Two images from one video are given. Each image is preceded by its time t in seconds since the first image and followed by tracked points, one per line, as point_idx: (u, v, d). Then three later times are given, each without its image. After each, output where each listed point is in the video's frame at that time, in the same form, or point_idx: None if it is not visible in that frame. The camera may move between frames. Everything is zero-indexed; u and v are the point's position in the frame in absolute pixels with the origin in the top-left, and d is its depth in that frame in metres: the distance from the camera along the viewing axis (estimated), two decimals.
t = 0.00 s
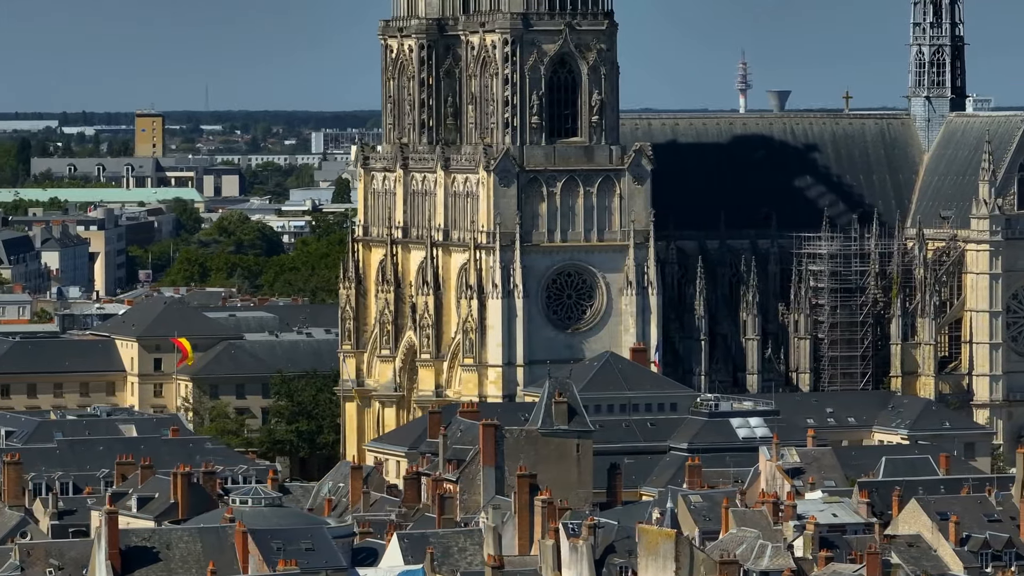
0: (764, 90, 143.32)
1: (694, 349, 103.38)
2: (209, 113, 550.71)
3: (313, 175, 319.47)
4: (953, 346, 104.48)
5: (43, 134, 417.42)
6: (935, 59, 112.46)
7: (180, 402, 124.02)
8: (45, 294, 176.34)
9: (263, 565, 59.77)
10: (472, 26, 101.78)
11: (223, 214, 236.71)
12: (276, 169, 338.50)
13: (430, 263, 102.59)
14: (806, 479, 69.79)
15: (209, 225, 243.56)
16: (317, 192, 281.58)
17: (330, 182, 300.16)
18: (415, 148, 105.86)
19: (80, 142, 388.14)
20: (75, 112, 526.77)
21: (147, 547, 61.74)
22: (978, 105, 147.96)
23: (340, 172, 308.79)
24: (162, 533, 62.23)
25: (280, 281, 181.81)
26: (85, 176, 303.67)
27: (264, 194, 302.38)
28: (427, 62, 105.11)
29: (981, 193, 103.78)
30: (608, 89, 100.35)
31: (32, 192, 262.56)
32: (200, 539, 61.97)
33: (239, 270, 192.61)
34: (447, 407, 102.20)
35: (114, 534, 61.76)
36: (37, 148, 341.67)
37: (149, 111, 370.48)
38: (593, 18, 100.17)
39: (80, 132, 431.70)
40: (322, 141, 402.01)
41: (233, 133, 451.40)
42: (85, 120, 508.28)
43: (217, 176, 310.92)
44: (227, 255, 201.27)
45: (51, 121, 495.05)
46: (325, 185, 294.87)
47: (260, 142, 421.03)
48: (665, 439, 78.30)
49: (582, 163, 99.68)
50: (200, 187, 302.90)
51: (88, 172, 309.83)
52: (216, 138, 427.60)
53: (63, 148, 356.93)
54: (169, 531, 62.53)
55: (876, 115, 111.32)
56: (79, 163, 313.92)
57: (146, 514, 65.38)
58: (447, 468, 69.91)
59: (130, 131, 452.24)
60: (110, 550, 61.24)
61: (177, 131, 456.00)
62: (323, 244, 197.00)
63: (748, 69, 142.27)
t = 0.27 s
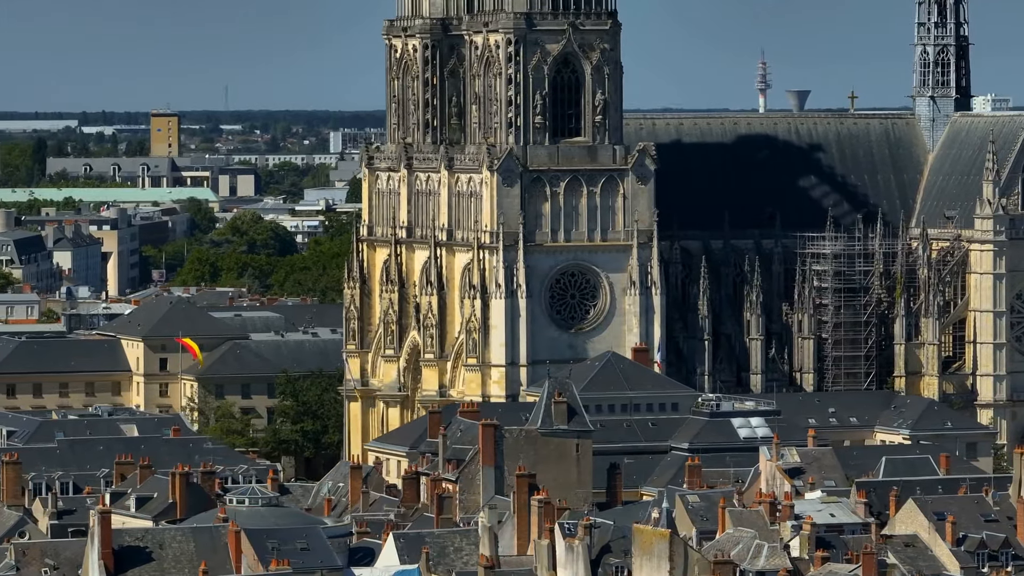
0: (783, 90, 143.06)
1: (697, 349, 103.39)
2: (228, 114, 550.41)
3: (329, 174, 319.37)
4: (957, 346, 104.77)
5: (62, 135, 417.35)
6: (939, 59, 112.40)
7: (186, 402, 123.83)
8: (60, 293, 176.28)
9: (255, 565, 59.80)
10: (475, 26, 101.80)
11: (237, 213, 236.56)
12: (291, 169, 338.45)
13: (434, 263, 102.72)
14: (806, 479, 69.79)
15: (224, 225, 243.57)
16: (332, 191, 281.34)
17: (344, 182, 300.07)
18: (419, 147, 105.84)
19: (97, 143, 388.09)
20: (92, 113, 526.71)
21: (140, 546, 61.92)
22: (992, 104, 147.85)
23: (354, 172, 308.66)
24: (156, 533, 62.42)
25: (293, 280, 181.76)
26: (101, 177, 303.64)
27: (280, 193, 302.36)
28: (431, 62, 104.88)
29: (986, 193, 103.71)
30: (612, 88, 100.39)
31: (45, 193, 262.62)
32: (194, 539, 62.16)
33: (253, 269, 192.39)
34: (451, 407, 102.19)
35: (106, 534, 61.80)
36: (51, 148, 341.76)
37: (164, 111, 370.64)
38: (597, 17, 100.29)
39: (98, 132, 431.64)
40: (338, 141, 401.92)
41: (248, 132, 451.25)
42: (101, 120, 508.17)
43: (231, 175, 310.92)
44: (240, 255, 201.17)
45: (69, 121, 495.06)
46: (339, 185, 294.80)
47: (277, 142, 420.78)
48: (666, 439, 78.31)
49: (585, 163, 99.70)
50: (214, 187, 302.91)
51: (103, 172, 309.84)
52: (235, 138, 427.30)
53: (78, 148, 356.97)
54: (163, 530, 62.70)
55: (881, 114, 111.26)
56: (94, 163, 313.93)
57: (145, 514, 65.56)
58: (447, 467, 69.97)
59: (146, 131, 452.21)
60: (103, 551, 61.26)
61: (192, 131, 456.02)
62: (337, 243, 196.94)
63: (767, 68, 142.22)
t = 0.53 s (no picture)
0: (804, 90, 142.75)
1: (700, 349, 103.35)
2: (244, 113, 549.76)
3: (342, 174, 319.28)
4: (960, 346, 104.65)
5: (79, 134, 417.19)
6: (944, 59, 112.19)
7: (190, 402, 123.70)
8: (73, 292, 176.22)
9: (250, 565, 59.76)
10: (479, 25, 101.77)
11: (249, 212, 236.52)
12: (304, 168, 338.40)
13: (437, 262, 102.46)
14: (806, 479, 69.76)
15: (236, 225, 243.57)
16: (344, 191, 281.17)
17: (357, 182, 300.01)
18: (422, 147, 105.75)
19: (112, 143, 388.01)
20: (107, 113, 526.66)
21: (134, 545, 62.02)
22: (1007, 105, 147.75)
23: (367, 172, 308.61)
24: (149, 532, 62.53)
25: (305, 279, 181.70)
26: (114, 177, 303.74)
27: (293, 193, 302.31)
28: (434, 62, 104.61)
29: (989, 192, 103.55)
30: (615, 88, 100.40)
31: (57, 192, 262.70)
32: (188, 539, 62.25)
33: (264, 268, 192.24)
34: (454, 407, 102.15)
35: (100, 533, 61.72)
36: (64, 147, 341.94)
37: (176, 111, 370.70)
38: (600, 17, 100.29)
39: (113, 132, 431.64)
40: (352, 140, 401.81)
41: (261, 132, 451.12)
42: (115, 120, 508.10)
43: (244, 175, 310.91)
44: (251, 255, 201.11)
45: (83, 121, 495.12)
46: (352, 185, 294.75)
47: (293, 141, 420.63)
48: (667, 439, 78.28)
49: (588, 163, 99.65)
50: (228, 186, 302.87)
51: (115, 172, 309.81)
52: (250, 138, 427.27)
53: (92, 147, 357.03)
54: (157, 530, 62.76)
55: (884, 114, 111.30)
56: (108, 163, 313.97)
57: (145, 514, 65.62)
58: (446, 467, 69.95)
59: (158, 131, 452.29)
60: (97, 550, 61.20)
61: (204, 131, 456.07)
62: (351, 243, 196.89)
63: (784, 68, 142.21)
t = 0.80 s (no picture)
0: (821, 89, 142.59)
1: (704, 349, 103.32)
2: (264, 113, 549.66)
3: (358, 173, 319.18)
4: (964, 345, 104.61)
5: (98, 134, 417.20)
6: (948, 58, 112.32)
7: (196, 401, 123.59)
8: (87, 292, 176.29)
9: (243, 564, 59.86)
10: (482, 25, 101.77)
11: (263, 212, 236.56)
12: (320, 167, 338.31)
13: (441, 261, 102.47)
14: (806, 478, 69.71)
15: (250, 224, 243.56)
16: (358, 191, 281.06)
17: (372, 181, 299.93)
18: (426, 147, 105.65)
19: (129, 142, 388.02)
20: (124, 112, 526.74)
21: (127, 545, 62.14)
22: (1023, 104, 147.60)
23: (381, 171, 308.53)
24: (142, 532, 62.64)
25: (319, 277, 181.67)
26: (130, 176, 303.84)
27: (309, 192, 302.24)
28: (439, 61, 104.79)
29: (993, 192, 103.79)
30: (618, 87, 100.41)
31: (70, 192, 262.87)
32: (180, 538, 62.37)
33: (277, 268, 192.25)
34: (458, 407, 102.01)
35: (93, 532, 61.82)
36: (79, 147, 342.11)
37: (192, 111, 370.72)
38: (603, 16, 100.26)
39: (129, 132, 431.76)
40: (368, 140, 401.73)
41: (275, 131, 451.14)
42: (132, 119, 508.09)
43: (260, 174, 310.89)
44: (265, 254, 201.08)
45: (99, 121, 495.19)
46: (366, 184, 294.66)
47: (311, 140, 420.52)
48: (669, 438, 78.25)
49: (592, 162, 99.72)
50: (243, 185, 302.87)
51: (131, 171, 309.89)
52: (267, 137, 427.46)
53: (108, 147, 357.15)
54: (150, 530, 62.88)
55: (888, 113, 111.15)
56: (123, 162, 314.09)
57: (144, 514, 65.65)
58: (445, 466, 69.98)
59: (173, 131, 452.41)
60: (90, 550, 61.30)
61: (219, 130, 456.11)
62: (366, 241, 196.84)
63: (803, 67, 142.10)
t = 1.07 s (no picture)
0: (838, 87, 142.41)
1: (707, 348, 103.21)
2: (282, 113, 549.70)
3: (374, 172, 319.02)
4: (968, 345, 104.68)
5: (114, 134, 417.18)
6: (953, 57, 112.62)
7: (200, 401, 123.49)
8: (101, 291, 176.24)
9: (237, 564, 59.94)
10: (486, 25, 101.74)
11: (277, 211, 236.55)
12: (336, 166, 338.18)
13: (445, 261, 102.65)
14: (807, 478, 69.66)
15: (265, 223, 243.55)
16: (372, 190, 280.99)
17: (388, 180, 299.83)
18: (431, 146, 105.57)
19: (146, 142, 387.96)
20: (139, 111, 526.74)
21: (120, 545, 62.24)
22: None
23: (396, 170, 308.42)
24: (136, 532, 62.72)
25: (334, 276, 181.65)
26: (144, 176, 303.83)
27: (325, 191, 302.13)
28: (443, 61, 104.72)
29: (996, 191, 103.53)
30: (622, 87, 100.35)
31: (84, 191, 262.98)
32: (174, 538, 62.46)
33: (288, 266, 192.18)
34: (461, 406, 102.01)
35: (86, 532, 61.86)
36: (94, 146, 342.20)
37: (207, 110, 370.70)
38: (607, 15, 100.18)
39: (144, 131, 431.75)
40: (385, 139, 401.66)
41: (289, 130, 451.03)
42: (146, 119, 507.98)
43: (276, 173, 310.87)
44: (277, 253, 201.05)
45: (114, 121, 495.19)
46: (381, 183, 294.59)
47: (327, 139, 420.33)
48: (670, 438, 78.24)
49: (595, 162, 99.69)
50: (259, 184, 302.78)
51: (146, 171, 309.89)
52: (284, 136, 427.39)
53: (124, 146, 357.22)
54: (143, 529, 62.98)
55: (892, 113, 111.11)
56: (138, 161, 314.12)
57: (141, 514, 65.68)
58: (444, 465, 70.03)
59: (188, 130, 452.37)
60: (83, 550, 61.36)
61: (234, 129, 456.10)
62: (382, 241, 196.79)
63: (822, 67, 141.96)
